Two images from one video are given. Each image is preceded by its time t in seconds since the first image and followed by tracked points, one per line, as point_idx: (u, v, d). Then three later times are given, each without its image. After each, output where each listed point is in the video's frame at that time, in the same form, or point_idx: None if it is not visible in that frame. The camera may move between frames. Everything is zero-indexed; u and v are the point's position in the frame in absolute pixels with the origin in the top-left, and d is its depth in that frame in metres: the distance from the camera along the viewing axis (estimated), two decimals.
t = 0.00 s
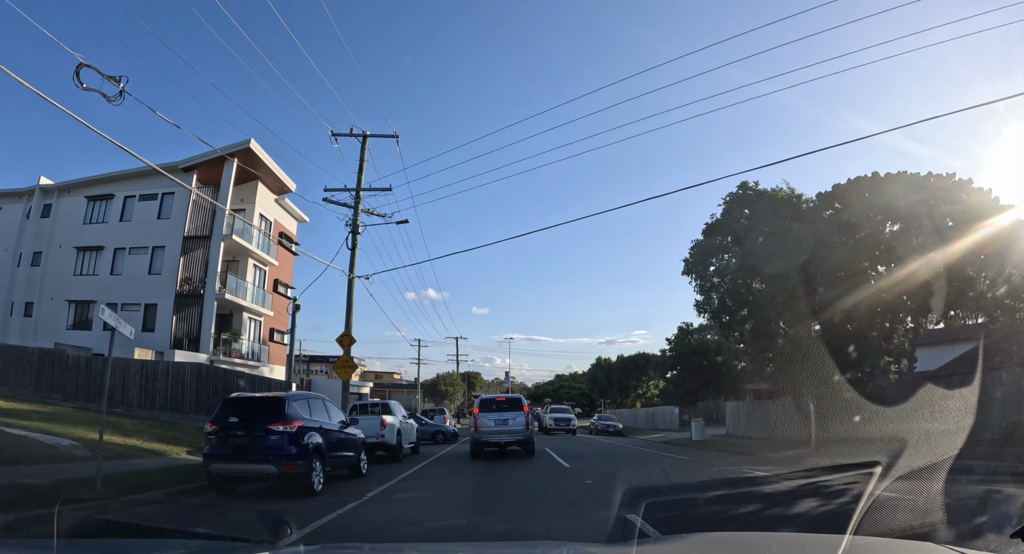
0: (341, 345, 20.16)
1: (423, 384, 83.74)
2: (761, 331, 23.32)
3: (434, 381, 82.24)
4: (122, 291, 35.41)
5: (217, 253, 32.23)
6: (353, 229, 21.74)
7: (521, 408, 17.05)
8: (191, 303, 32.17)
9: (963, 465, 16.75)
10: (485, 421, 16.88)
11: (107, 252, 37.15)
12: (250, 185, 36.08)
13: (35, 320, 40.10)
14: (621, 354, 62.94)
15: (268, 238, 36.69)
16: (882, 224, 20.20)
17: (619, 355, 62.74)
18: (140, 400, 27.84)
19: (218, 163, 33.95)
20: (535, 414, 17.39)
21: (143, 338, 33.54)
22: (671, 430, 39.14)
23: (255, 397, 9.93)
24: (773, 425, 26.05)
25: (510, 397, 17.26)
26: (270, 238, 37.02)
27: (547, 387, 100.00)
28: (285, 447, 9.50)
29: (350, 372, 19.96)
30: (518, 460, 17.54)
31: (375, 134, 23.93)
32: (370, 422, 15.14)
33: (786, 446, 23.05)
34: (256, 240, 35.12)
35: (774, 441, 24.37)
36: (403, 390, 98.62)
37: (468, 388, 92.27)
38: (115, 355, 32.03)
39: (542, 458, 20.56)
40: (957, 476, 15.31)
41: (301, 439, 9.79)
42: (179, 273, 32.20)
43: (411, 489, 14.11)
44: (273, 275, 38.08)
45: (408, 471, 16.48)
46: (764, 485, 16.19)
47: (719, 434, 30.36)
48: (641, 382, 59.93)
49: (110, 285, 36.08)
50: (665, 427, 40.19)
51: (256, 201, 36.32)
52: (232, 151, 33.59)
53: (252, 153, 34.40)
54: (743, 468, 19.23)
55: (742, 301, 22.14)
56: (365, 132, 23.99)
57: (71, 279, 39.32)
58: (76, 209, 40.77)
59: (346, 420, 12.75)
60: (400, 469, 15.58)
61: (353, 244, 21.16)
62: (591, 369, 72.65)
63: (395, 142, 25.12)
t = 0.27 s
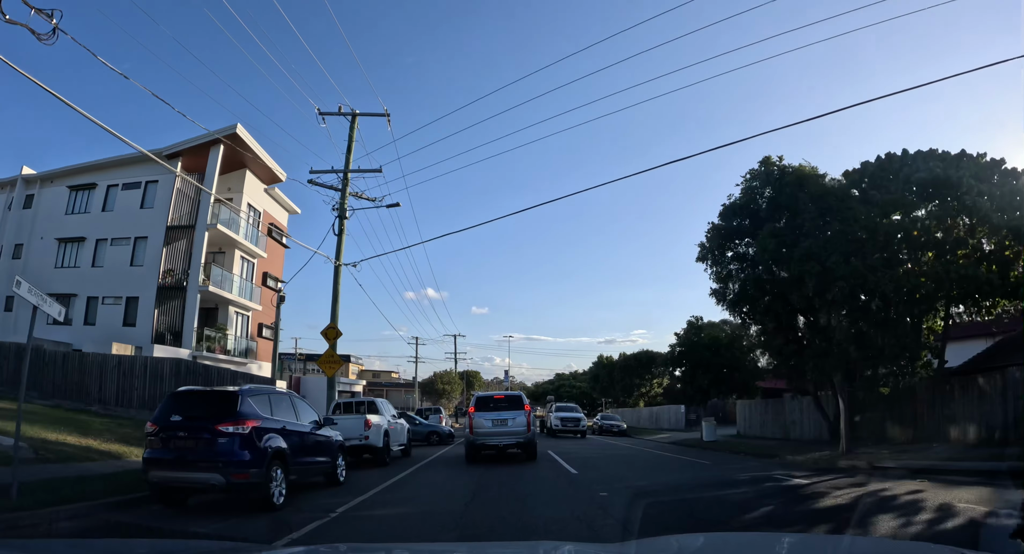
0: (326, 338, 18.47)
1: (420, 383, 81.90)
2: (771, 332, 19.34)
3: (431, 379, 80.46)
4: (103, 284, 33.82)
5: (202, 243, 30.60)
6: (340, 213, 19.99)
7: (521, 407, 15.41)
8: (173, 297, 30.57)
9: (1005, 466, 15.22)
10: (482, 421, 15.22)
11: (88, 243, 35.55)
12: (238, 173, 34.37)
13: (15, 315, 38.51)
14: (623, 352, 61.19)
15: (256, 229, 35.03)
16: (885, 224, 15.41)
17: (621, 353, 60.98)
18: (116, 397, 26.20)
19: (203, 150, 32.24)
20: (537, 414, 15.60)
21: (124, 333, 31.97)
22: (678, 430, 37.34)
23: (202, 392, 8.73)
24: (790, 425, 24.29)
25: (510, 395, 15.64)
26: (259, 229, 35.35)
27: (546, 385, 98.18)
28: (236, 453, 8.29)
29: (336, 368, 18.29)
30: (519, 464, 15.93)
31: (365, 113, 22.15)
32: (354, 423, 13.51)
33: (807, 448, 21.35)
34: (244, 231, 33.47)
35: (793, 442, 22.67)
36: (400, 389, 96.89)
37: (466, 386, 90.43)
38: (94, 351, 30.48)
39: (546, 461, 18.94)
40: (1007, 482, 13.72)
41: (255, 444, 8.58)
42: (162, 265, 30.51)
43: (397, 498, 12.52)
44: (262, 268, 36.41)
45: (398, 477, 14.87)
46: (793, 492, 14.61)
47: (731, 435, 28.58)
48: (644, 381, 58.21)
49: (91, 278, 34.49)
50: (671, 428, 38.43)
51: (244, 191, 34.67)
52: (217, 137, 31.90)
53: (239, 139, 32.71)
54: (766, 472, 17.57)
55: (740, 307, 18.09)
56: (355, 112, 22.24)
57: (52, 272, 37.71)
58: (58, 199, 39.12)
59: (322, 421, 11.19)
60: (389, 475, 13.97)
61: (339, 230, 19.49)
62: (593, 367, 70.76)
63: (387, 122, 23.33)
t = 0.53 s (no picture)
0: (309, 332, 16.98)
1: (418, 383, 80.42)
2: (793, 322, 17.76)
3: (429, 380, 79.02)
4: (84, 279, 32.36)
5: (185, 235, 29.15)
6: (326, 198, 18.49)
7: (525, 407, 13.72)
8: (156, 292, 29.02)
9: None
10: (478, 422, 13.53)
11: (70, 236, 34.07)
12: (225, 163, 32.89)
13: None
14: (625, 351, 59.82)
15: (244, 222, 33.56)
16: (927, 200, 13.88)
17: (624, 352, 59.61)
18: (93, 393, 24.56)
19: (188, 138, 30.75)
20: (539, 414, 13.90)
21: (104, 330, 30.52)
22: (685, 431, 35.90)
23: (135, 386, 7.52)
24: (808, 426, 22.86)
25: (509, 394, 14.03)
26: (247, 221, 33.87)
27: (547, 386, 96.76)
28: (169, 461, 7.08)
29: (320, 364, 16.80)
30: (519, 469, 14.49)
31: (355, 92, 20.64)
32: (334, 424, 12.04)
33: (829, 449, 19.90)
34: (230, 223, 32.01)
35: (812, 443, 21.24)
36: (398, 389, 95.41)
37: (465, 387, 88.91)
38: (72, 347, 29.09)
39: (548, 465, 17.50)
40: None
41: (194, 450, 7.35)
42: (143, 257, 29.03)
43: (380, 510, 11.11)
44: (250, 262, 34.92)
45: (384, 483, 13.42)
46: (823, 499, 13.21)
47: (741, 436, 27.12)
48: (648, 380, 56.84)
49: (72, 271, 33.02)
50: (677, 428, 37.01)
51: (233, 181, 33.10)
52: (203, 123, 30.30)
53: (226, 126, 31.10)
54: (789, 475, 16.15)
55: (763, 297, 16.39)
56: (344, 90, 20.73)
57: (32, 266, 36.18)
58: (39, 190, 37.50)
59: (287, 423, 9.81)
60: (374, 482, 12.53)
61: (325, 215, 18.01)
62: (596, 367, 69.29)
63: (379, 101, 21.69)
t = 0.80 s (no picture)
0: (292, 325, 15.65)
1: (416, 383, 79.08)
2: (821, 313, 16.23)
3: (427, 379, 77.66)
4: (65, 273, 31.02)
5: (169, 227, 27.85)
6: (312, 181, 17.17)
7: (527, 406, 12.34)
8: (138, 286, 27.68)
9: None
10: (473, 424, 12.12)
11: (51, 229, 32.74)
12: (212, 153, 31.55)
13: None
14: (628, 349, 58.67)
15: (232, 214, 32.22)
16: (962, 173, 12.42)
17: (627, 350, 58.46)
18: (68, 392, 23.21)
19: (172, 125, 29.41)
20: (541, 414, 12.51)
21: (85, 326, 29.18)
22: (691, 431, 34.68)
23: (47, 378, 6.38)
24: (825, 425, 21.64)
25: (508, 391, 12.58)
26: (235, 214, 32.54)
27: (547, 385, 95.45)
28: (81, 471, 5.91)
29: (304, 360, 15.49)
30: (519, 474, 13.22)
31: (343, 69, 19.28)
32: (311, 426, 10.71)
33: (850, 450, 18.66)
34: (217, 215, 30.68)
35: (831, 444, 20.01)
36: (396, 389, 94.04)
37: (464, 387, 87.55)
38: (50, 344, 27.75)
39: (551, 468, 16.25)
40: None
41: (110, 457, 6.15)
42: (125, 250, 27.73)
43: (364, 524, 9.80)
44: (239, 257, 33.58)
45: (370, 490, 12.15)
46: (856, 507, 11.95)
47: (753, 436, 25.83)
48: (651, 378, 55.70)
49: (53, 266, 31.68)
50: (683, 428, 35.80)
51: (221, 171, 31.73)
52: (188, 110, 28.95)
53: (213, 113, 29.74)
54: (813, 479, 14.90)
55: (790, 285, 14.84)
56: (332, 68, 19.38)
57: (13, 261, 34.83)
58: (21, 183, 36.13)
59: (244, 425, 8.47)
60: (357, 490, 11.24)
61: (311, 200, 16.68)
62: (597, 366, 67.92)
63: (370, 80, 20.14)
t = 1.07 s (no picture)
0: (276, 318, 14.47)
1: (414, 383, 77.89)
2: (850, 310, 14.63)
3: (425, 380, 76.48)
4: (49, 266, 29.80)
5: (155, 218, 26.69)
6: (299, 164, 16.02)
7: (529, 407, 11.15)
8: (123, 279, 26.51)
9: None
10: (470, 426, 10.94)
11: (36, 221, 31.53)
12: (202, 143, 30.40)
13: None
14: (630, 349, 57.71)
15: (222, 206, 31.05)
16: (993, 156, 10.77)
17: (629, 350, 57.48)
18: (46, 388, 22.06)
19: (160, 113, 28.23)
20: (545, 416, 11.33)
21: (69, 321, 27.97)
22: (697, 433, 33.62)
23: None
24: (841, 428, 20.56)
25: (508, 389, 11.40)
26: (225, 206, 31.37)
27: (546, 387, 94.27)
28: None
29: (289, 356, 14.32)
30: (519, 480, 12.08)
31: (335, 48, 18.14)
32: (287, 428, 9.49)
33: (871, 454, 17.56)
34: (206, 207, 29.50)
35: (850, 447, 18.93)
36: (394, 389, 92.83)
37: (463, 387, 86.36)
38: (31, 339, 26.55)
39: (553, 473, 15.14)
40: None
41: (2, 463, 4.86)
42: (109, 242, 26.58)
43: (345, 538, 8.63)
44: (229, 250, 32.40)
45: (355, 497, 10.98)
46: (896, 519, 10.78)
47: (763, 440, 24.66)
48: (654, 379, 54.75)
49: (37, 258, 30.44)
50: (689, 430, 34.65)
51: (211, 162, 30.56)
52: (177, 97, 27.79)
53: (203, 101, 28.58)
54: (837, 486, 13.78)
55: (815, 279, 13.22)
56: (322, 46, 18.24)
57: None
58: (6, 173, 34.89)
59: (195, 425, 7.18)
60: (340, 498, 10.08)
61: (300, 183, 15.55)
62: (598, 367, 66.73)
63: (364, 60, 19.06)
